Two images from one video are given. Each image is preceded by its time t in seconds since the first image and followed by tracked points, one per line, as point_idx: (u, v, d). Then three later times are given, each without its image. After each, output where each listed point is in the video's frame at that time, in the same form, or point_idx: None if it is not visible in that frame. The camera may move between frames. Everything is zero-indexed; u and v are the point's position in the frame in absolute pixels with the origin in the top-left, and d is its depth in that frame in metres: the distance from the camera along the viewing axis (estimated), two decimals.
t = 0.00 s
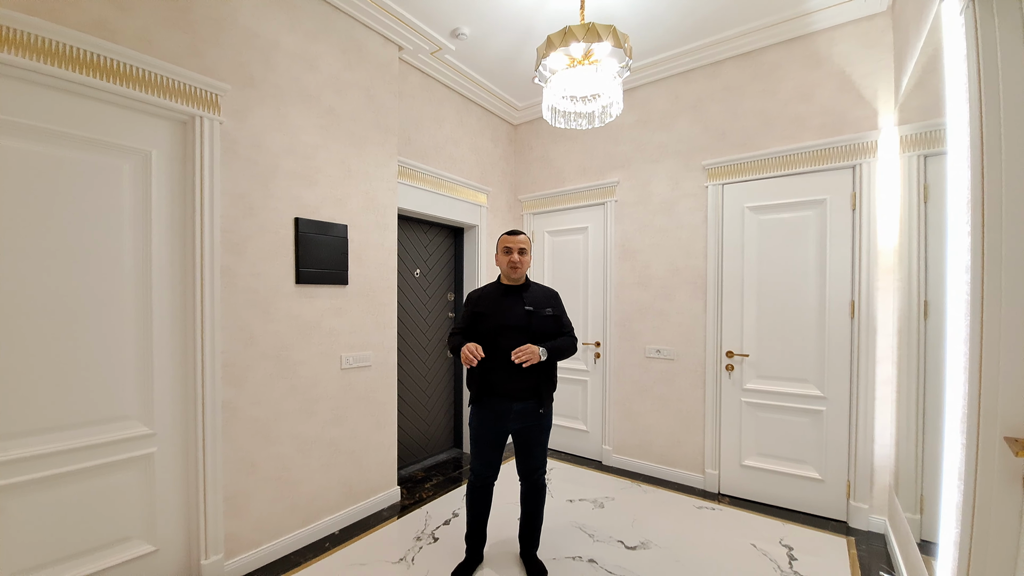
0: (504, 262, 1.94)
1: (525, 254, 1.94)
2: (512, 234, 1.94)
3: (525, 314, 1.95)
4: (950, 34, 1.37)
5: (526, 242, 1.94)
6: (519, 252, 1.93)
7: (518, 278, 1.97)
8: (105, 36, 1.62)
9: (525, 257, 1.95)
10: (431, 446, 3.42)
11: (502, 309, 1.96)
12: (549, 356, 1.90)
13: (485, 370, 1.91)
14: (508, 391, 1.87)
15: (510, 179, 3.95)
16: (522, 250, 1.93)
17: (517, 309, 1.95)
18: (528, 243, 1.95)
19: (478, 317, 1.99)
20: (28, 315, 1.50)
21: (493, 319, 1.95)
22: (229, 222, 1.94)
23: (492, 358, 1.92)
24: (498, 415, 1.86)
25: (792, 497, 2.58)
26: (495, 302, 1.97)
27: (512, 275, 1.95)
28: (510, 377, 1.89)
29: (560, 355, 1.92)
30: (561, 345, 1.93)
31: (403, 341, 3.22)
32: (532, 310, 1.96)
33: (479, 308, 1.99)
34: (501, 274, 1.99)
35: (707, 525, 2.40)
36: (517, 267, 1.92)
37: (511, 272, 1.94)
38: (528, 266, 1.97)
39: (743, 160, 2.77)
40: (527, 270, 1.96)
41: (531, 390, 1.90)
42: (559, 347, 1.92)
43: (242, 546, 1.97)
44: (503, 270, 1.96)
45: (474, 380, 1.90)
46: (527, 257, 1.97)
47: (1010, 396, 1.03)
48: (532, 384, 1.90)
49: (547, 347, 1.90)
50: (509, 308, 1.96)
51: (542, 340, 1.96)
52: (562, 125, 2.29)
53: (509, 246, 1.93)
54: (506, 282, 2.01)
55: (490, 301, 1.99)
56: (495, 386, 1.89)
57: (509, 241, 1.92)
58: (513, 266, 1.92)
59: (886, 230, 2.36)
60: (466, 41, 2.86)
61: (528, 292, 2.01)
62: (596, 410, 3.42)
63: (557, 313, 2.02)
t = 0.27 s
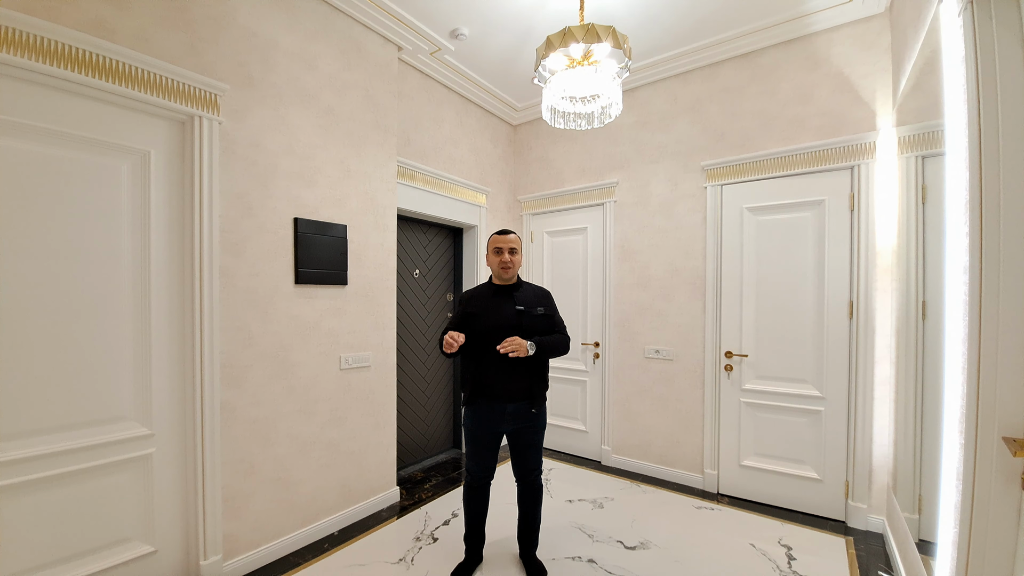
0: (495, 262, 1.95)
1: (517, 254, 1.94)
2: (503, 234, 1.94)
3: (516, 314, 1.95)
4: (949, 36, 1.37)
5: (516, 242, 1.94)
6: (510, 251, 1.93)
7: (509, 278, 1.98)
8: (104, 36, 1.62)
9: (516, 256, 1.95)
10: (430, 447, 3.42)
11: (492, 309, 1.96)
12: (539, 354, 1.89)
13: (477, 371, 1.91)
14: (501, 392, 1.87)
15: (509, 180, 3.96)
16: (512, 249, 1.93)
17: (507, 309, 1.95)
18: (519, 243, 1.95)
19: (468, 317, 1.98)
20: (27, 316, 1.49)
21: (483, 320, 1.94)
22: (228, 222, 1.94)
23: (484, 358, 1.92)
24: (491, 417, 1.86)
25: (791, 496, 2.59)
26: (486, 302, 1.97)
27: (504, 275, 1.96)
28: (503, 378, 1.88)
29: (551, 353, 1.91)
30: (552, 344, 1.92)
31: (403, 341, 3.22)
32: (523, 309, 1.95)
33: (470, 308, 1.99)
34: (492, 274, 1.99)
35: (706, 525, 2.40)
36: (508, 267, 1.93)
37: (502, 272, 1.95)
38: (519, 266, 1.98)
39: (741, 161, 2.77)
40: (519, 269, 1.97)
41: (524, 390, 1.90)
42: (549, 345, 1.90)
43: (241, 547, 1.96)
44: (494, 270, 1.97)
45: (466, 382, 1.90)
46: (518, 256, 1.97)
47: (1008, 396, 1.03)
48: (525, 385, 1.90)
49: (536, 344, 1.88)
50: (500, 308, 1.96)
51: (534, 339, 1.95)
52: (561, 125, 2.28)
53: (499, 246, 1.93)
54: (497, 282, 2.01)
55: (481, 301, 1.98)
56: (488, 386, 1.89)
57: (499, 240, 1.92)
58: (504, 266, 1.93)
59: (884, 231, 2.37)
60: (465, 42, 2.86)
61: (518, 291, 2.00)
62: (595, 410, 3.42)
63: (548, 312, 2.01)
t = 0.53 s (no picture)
0: (489, 262, 1.95)
1: (509, 253, 1.95)
2: (495, 233, 1.94)
3: (510, 314, 1.95)
4: (948, 37, 1.37)
5: (508, 241, 1.94)
6: (503, 250, 1.94)
7: (503, 278, 1.98)
8: (104, 36, 1.62)
9: (509, 256, 1.96)
10: (430, 447, 3.41)
11: (486, 310, 1.97)
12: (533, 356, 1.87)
13: (471, 372, 1.92)
14: (496, 393, 1.87)
15: (509, 180, 3.96)
16: (504, 249, 1.93)
17: (501, 309, 1.95)
18: (511, 242, 1.95)
19: (463, 318, 2.00)
20: (27, 316, 1.49)
21: (476, 321, 1.95)
22: (228, 223, 1.94)
23: (478, 359, 1.92)
24: (486, 418, 1.86)
25: (791, 496, 2.59)
26: (480, 303, 1.98)
27: (499, 274, 1.97)
28: (497, 379, 1.88)
29: (543, 354, 1.88)
30: (547, 344, 1.91)
31: (403, 342, 3.22)
32: (517, 310, 1.95)
33: (465, 309, 2.00)
34: (486, 275, 2.00)
35: (706, 525, 2.40)
36: (501, 267, 1.93)
37: (496, 271, 1.95)
38: (512, 265, 1.98)
39: (740, 161, 2.78)
40: (512, 268, 1.97)
41: (519, 390, 1.89)
42: (542, 346, 1.89)
43: (241, 547, 1.96)
44: (488, 270, 1.97)
45: (460, 383, 1.92)
46: (511, 256, 1.97)
47: (1007, 396, 1.04)
48: (519, 385, 1.90)
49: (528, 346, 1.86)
50: (493, 308, 1.96)
51: (528, 339, 1.94)
52: (561, 126, 2.29)
53: (492, 246, 1.93)
54: (492, 283, 2.02)
55: (475, 302, 2.00)
56: (482, 387, 1.89)
57: (491, 240, 1.92)
58: (498, 265, 1.93)
59: (884, 231, 2.37)
60: (465, 42, 2.86)
61: (512, 291, 2.01)
62: (595, 410, 3.43)
63: (542, 312, 2.02)
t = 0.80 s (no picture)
0: (486, 264, 1.96)
1: (506, 254, 1.95)
2: (492, 235, 1.94)
3: (507, 315, 1.95)
4: (949, 38, 1.38)
5: (505, 242, 1.94)
6: (499, 252, 1.94)
7: (500, 279, 1.98)
8: (107, 37, 1.63)
9: (506, 257, 1.96)
10: (431, 448, 3.41)
11: (483, 311, 1.96)
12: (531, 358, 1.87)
13: (469, 373, 1.92)
14: (494, 394, 1.87)
15: (510, 181, 3.96)
16: (502, 250, 1.93)
17: (498, 310, 1.96)
18: (508, 243, 1.95)
19: (461, 319, 2.00)
20: (29, 317, 1.49)
21: (474, 321, 1.95)
22: (230, 223, 1.94)
23: (476, 360, 1.92)
24: (484, 419, 1.86)
25: (792, 497, 2.59)
26: (478, 304, 1.98)
27: (495, 276, 1.97)
28: (495, 380, 1.88)
29: (543, 354, 1.89)
30: (544, 344, 1.92)
31: (404, 342, 3.21)
32: (514, 311, 1.95)
33: (462, 310, 2.01)
34: (483, 276, 2.00)
35: (707, 525, 2.40)
36: (498, 268, 1.94)
37: (493, 273, 1.95)
38: (509, 266, 1.98)
39: (741, 162, 2.78)
40: (508, 270, 1.98)
41: (517, 391, 1.89)
42: (540, 347, 1.89)
43: (242, 547, 1.96)
44: (485, 272, 1.98)
45: (459, 384, 1.92)
46: (507, 257, 1.97)
47: (1008, 396, 1.04)
48: (518, 385, 1.89)
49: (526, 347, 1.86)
50: (491, 309, 1.96)
51: (526, 340, 1.95)
52: (562, 127, 2.30)
53: (489, 248, 1.93)
54: (488, 284, 2.02)
55: (472, 303, 2.00)
56: (480, 388, 1.89)
57: (488, 242, 1.92)
58: (495, 266, 1.94)
59: (884, 232, 2.37)
60: (466, 43, 2.87)
61: (509, 292, 2.01)
62: (596, 410, 3.43)
63: (539, 312, 2.03)
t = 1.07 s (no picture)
0: (485, 264, 1.96)
1: (506, 254, 1.96)
2: (491, 235, 1.94)
3: (506, 315, 1.95)
4: (951, 38, 1.37)
5: (504, 242, 1.94)
6: (499, 252, 1.94)
7: (499, 279, 1.98)
8: (109, 38, 1.63)
9: (505, 258, 1.96)
10: (432, 448, 3.41)
11: (481, 312, 1.96)
12: (530, 358, 1.87)
13: (468, 373, 1.92)
14: (493, 395, 1.87)
15: (511, 181, 3.96)
16: (501, 250, 1.94)
17: (498, 310, 1.96)
18: (506, 243, 1.95)
19: (460, 320, 2.00)
20: (32, 316, 1.50)
21: (474, 321, 1.95)
22: (231, 223, 1.94)
23: (476, 360, 1.92)
24: (484, 419, 1.86)
25: (794, 497, 2.59)
26: (477, 305, 1.98)
27: (495, 276, 1.97)
28: (494, 381, 1.88)
29: (543, 354, 1.89)
30: (544, 344, 1.92)
31: (405, 342, 3.22)
32: (514, 311, 1.95)
33: (461, 311, 2.01)
34: (482, 276, 2.00)
35: (708, 525, 2.40)
36: (497, 268, 1.94)
37: (492, 273, 1.95)
38: (507, 266, 1.98)
39: (742, 162, 2.78)
40: (507, 270, 1.97)
41: (517, 391, 1.89)
42: (539, 347, 1.89)
43: (244, 547, 1.97)
44: (484, 272, 1.98)
45: (458, 385, 1.92)
46: (506, 257, 1.97)
47: (1010, 395, 1.04)
48: (517, 385, 1.89)
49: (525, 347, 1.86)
50: (490, 310, 1.96)
51: (525, 340, 1.95)
52: (564, 127, 2.30)
53: (488, 248, 1.93)
54: (488, 284, 2.01)
55: (470, 304, 2.00)
56: (480, 389, 1.89)
57: (487, 242, 1.92)
58: (493, 266, 1.94)
59: (886, 232, 2.37)
60: (467, 43, 2.87)
61: (507, 292, 2.01)
62: (597, 410, 3.43)
63: (538, 312, 2.04)
